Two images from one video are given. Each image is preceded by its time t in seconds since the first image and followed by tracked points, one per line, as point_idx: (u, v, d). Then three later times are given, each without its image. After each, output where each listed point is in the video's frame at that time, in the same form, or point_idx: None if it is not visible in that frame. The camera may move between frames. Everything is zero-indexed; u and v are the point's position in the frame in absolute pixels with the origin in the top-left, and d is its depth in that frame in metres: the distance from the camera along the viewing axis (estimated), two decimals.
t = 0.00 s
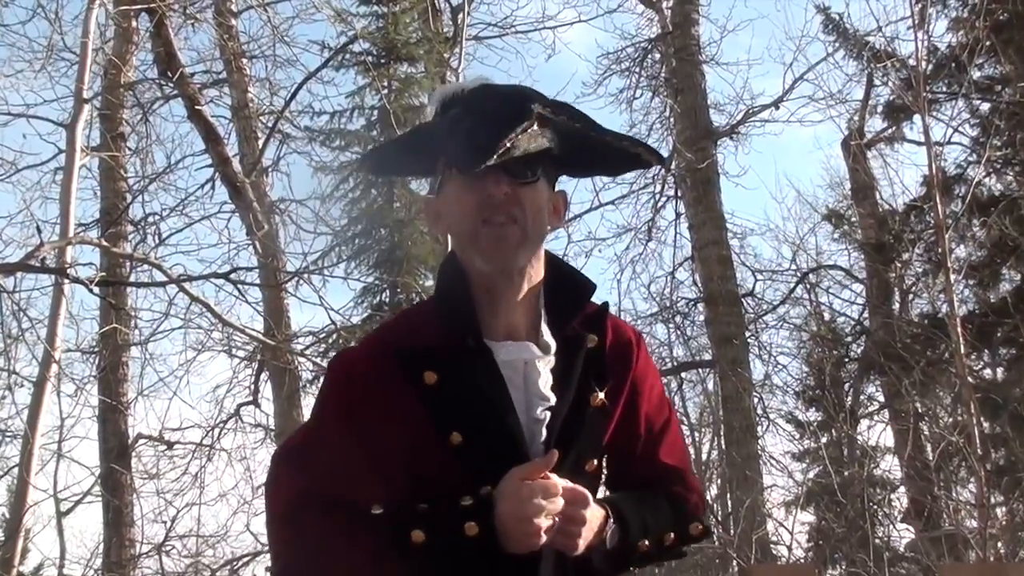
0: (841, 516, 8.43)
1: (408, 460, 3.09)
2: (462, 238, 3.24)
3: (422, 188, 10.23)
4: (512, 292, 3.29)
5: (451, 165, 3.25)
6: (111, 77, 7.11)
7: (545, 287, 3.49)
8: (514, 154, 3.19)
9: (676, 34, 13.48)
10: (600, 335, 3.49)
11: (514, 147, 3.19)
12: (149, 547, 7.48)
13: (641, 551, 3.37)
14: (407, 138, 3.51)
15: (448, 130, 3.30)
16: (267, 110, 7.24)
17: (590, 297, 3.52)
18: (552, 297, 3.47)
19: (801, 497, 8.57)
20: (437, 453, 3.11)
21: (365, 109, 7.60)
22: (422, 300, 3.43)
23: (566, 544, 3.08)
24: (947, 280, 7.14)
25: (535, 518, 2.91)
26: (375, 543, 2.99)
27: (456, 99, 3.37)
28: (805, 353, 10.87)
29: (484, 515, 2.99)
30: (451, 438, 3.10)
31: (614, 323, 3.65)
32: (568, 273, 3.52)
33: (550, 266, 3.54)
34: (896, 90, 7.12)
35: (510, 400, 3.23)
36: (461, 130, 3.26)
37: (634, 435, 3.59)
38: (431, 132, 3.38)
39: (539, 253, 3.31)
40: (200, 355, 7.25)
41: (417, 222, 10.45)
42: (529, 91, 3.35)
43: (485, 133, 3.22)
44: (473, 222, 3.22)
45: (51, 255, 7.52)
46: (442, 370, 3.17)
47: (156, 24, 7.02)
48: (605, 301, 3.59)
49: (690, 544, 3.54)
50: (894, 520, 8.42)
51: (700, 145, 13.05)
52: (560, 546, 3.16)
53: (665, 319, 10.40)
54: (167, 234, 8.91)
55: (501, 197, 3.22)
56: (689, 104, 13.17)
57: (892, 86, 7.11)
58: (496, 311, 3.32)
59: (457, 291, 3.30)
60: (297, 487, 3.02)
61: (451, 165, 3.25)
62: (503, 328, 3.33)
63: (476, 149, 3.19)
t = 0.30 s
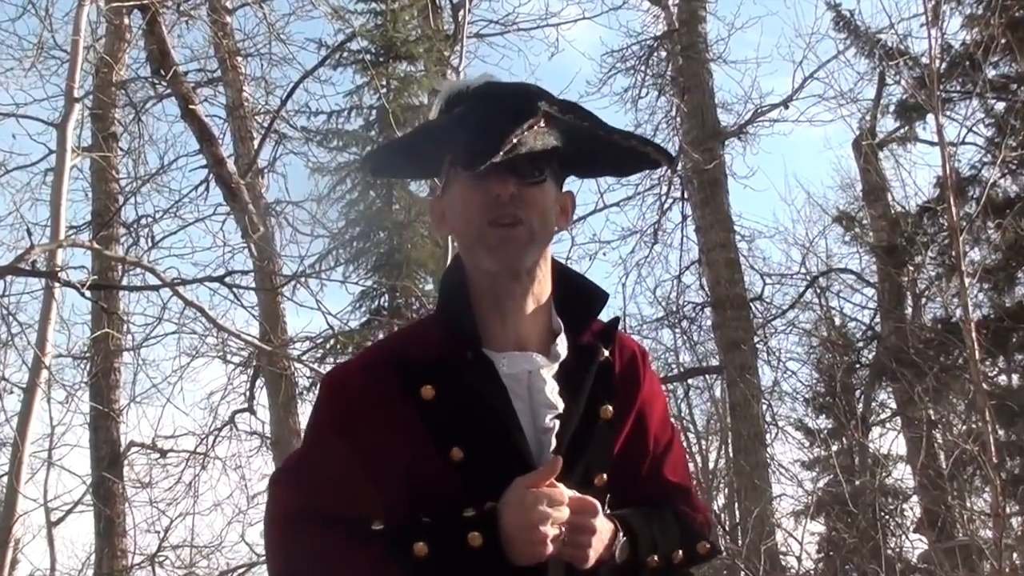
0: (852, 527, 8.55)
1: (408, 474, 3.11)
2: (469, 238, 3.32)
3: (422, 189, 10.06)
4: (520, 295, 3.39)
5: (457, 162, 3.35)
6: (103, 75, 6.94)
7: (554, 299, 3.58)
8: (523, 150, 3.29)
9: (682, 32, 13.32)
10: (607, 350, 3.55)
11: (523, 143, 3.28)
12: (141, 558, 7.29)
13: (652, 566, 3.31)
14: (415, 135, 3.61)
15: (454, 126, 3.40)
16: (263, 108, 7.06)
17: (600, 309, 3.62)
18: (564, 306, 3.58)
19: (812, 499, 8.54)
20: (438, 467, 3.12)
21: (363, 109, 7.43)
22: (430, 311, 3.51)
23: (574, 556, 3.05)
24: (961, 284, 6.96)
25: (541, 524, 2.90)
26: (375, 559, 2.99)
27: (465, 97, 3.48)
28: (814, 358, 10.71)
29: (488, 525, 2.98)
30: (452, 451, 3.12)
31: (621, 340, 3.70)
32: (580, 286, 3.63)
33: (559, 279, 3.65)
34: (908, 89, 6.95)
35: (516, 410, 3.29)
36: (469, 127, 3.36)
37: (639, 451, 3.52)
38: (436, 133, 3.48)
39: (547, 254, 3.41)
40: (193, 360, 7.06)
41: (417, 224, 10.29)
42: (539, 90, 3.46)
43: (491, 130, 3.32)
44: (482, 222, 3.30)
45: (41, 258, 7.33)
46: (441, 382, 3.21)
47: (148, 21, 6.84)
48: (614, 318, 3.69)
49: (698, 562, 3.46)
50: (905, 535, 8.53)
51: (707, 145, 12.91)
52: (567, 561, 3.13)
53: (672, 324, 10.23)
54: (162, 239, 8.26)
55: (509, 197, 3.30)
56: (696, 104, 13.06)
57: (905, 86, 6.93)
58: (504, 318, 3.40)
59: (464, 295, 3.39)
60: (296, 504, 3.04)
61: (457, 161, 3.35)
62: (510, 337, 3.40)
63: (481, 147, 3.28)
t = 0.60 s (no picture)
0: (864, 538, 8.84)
1: (410, 485, 3.18)
2: (475, 241, 3.34)
3: (422, 192, 9.92)
4: (525, 303, 3.41)
5: (465, 162, 3.38)
6: (95, 75, 6.77)
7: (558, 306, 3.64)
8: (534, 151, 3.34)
9: (689, 31, 13.10)
10: (612, 356, 3.63)
11: (535, 143, 3.33)
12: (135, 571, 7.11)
13: None
14: (417, 137, 3.62)
15: (462, 126, 3.43)
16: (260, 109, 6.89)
17: (605, 316, 3.68)
18: (570, 313, 3.64)
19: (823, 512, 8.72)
20: (441, 477, 3.19)
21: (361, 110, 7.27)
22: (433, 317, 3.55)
23: (583, 568, 3.12)
24: (975, 289, 6.79)
25: (548, 537, 2.96)
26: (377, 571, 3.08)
27: (470, 97, 3.51)
28: (825, 365, 10.57)
29: (494, 540, 3.06)
30: (455, 462, 3.19)
31: (626, 346, 3.80)
32: (585, 292, 3.68)
33: (563, 285, 3.70)
34: (920, 89, 6.79)
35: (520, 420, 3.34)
36: (476, 128, 3.39)
37: (646, 460, 3.65)
38: (441, 132, 3.49)
39: (552, 260, 3.42)
40: (188, 368, 6.88)
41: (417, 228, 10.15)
42: (544, 90, 3.50)
43: (500, 132, 3.34)
44: (488, 225, 3.33)
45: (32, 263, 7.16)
46: (444, 392, 3.28)
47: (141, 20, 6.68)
48: (620, 323, 3.75)
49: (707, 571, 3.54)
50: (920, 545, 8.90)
51: (714, 147, 12.71)
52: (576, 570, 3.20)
53: (678, 330, 10.08)
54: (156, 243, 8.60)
55: (516, 199, 3.33)
56: (703, 104, 12.80)
57: (918, 85, 6.77)
58: (509, 327, 3.43)
59: (470, 301, 3.42)
60: (299, 517, 3.13)
61: (465, 161, 3.38)
62: (515, 346, 3.44)
63: (493, 145, 3.31)
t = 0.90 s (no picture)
0: (878, 549, 9.39)
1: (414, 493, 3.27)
2: (479, 245, 3.41)
3: (421, 196, 9.77)
4: (531, 308, 3.49)
5: (467, 164, 3.45)
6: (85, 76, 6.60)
7: (565, 313, 3.70)
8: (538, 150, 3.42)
9: (695, 28, 12.90)
10: (620, 365, 3.67)
11: (537, 142, 3.41)
12: None
13: None
14: (421, 140, 3.68)
15: (464, 127, 3.49)
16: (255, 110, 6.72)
17: (613, 323, 3.73)
18: (576, 319, 3.70)
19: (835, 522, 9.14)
20: (446, 486, 3.26)
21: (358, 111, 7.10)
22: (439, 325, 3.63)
23: None
24: (990, 294, 6.60)
25: (557, 546, 3.04)
26: None
27: (472, 99, 3.57)
28: (836, 372, 10.39)
29: (500, 551, 3.15)
30: (461, 472, 3.27)
31: (637, 356, 3.83)
32: (592, 299, 3.74)
33: (570, 292, 3.77)
34: (932, 88, 6.63)
35: (527, 428, 3.40)
36: (478, 129, 3.44)
37: (657, 471, 3.66)
38: (445, 135, 3.54)
39: (557, 265, 3.50)
40: (183, 376, 6.71)
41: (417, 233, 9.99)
42: (548, 91, 3.56)
43: (502, 131, 3.40)
44: (493, 229, 3.40)
45: (21, 270, 6.97)
46: (448, 401, 3.35)
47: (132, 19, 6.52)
48: (628, 330, 3.79)
49: None
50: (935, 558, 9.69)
51: (722, 148, 12.53)
52: None
53: (685, 337, 9.94)
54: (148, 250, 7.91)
55: (522, 201, 3.40)
56: (709, 104, 12.65)
57: (929, 84, 6.60)
58: (514, 333, 3.50)
59: (476, 308, 3.50)
60: (302, 526, 3.23)
61: (467, 163, 3.44)
62: (521, 352, 3.50)
63: (496, 147, 3.36)
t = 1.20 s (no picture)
0: (891, 562, 9.47)
1: (416, 510, 3.12)
2: (481, 257, 3.24)
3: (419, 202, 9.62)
4: (535, 320, 3.31)
5: (469, 171, 3.32)
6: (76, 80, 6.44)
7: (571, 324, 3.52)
8: (543, 159, 3.28)
9: (701, 29, 12.73)
10: (627, 377, 3.50)
11: (543, 151, 3.29)
12: None
13: None
14: (423, 148, 3.59)
15: (466, 134, 3.39)
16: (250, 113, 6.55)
17: (620, 333, 3.56)
18: (581, 330, 3.53)
19: (848, 537, 9.11)
20: (448, 503, 3.12)
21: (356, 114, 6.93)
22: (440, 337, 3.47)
23: None
24: (1004, 300, 6.43)
25: (561, 565, 2.89)
26: None
27: (476, 106, 3.48)
28: (847, 381, 10.36)
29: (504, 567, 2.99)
30: (463, 488, 3.12)
31: (643, 367, 3.66)
32: (596, 309, 3.58)
33: (575, 302, 3.60)
34: (944, 89, 6.47)
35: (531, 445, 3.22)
36: (481, 136, 3.34)
37: (665, 486, 3.49)
38: (447, 143, 3.45)
39: (562, 276, 3.33)
40: (175, 387, 6.52)
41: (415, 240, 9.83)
42: (554, 98, 3.46)
43: (505, 139, 3.30)
44: (495, 241, 3.23)
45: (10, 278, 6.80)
46: (450, 415, 3.21)
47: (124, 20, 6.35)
48: (635, 342, 3.63)
49: None
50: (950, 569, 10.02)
51: (728, 152, 12.32)
52: None
53: (691, 345, 9.78)
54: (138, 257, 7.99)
55: (525, 210, 3.24)
56: (716, 106, 12.48)
57: (940, 84, 6.44)
58: (518, 347, 3.33)
59: (478, 320, 3.34)
60: (299, 547, 3.08)
61: (469, 170, 3.33)
62: (525, 366, 3.33)
63: (500, 154, 3.26)
